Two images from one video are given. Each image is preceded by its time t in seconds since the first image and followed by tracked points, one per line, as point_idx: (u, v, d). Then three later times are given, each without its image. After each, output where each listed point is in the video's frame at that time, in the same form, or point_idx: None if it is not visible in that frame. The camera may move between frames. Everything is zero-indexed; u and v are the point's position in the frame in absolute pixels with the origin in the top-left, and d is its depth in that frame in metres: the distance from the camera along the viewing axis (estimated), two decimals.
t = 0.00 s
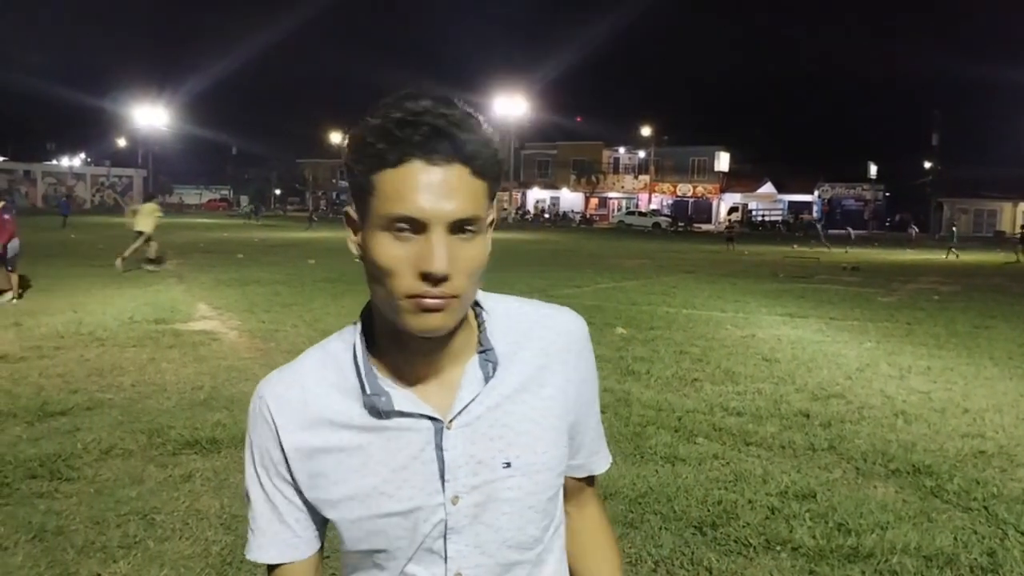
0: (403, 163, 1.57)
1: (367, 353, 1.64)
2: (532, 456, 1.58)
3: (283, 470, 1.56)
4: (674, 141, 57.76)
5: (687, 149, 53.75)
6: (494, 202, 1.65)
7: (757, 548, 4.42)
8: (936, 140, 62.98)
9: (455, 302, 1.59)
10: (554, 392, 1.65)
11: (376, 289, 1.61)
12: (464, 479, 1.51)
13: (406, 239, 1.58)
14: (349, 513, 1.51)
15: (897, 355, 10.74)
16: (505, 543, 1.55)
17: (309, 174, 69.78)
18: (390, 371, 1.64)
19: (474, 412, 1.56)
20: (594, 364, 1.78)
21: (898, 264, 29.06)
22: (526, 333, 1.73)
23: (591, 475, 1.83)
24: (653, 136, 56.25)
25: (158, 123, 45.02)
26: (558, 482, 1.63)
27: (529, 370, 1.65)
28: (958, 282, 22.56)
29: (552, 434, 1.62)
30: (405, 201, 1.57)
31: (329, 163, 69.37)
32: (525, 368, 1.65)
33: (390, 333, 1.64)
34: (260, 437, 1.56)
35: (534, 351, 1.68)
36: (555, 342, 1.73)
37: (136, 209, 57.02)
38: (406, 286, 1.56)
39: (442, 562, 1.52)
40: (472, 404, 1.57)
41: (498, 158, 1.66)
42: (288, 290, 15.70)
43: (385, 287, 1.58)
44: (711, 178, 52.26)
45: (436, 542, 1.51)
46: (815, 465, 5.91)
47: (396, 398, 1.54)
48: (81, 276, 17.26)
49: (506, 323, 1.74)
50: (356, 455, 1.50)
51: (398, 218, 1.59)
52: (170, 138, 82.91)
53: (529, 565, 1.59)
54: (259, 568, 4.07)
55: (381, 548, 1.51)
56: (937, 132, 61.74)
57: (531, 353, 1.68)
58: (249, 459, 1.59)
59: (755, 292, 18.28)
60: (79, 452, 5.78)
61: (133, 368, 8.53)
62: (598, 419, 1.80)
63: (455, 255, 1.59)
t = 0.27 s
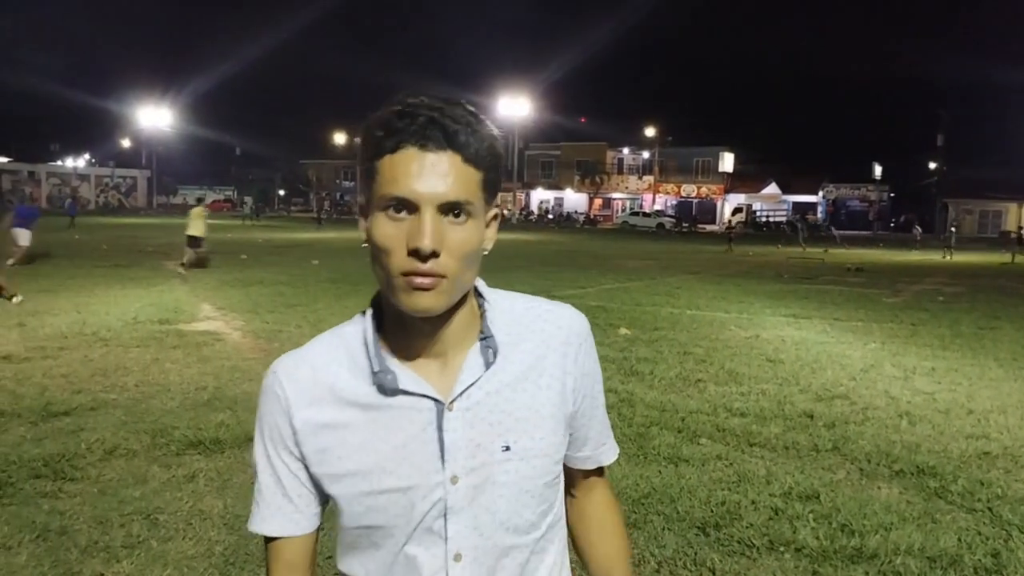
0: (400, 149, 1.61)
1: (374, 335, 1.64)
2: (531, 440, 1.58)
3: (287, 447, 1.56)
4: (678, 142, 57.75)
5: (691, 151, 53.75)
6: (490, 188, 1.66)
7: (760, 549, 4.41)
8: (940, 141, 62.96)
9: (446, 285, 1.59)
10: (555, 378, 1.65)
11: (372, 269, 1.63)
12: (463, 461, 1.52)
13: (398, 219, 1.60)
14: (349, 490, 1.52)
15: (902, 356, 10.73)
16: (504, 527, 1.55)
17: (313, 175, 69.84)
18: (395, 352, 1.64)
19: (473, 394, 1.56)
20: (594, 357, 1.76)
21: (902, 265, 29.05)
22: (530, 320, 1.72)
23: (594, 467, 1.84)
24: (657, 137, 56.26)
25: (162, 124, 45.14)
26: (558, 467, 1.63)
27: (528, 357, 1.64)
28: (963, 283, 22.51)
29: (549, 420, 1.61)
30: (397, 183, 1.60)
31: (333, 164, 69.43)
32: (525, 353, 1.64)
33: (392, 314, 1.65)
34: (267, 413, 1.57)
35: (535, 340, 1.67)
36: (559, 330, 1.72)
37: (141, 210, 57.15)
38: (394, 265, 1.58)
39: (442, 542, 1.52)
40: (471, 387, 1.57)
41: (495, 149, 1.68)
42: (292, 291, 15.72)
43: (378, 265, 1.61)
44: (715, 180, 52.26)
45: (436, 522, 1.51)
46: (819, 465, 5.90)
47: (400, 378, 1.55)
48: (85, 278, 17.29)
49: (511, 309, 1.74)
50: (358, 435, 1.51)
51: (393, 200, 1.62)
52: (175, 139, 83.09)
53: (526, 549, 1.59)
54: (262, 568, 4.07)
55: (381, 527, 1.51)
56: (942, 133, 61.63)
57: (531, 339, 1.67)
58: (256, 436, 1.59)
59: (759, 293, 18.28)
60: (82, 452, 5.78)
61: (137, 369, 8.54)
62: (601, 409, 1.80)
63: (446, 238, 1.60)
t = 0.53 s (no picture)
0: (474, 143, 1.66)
1: (425, 319, 1.65)
2: (564, 428, 1.63)
3: (335, 419, 1.55)
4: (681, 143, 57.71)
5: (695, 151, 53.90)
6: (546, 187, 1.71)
7: (764, 549, 4.41)
8: (945, 141, 62.81)
9: (505, 272, 1.62)
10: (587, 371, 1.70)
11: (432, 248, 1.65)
12: (509, 442, 1.55)
13: (467, 203, 1.63)
14: (397, 464, 1.52)
15: (906, 357, 10.71)
16: (539, 508, 1.58)
17: (317, 175, 69.91)
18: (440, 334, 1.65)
19: (519, 381, 1.60)
20: (615, 356, 1.82)
21: (907, 265, 28.97)
22: (559, 316, 1.77)
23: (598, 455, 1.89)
24: (661, 138, 56.25)
25: (166, 125, 45.23)
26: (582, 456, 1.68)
27: (566, 350, 1.69)
28: (967, 284, 22.47)
29: (580, 411, 1.66)
30: (472, 167, 1.64)
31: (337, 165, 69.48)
32: (563, 345, 1.70)
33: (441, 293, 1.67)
34: (316, 383, 1.57)
35: (568, 334, 1.73)
36: (585, 325, 1.78)
37: (145, 211, 57.28)
38: (462, 243, 1.60)
39: (486, 520, 1.53)
40: (518, 374, 1.61)
41: (550, 153, 1.73)
42: (296, 291, 15.75)
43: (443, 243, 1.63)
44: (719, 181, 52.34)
45: (480, 500, 1.52)
46: (823, 465, 5.90)
47: (450, 360, 1.58)
48: (89, 279, 17.34)
49: (542, 301, 1.79)
50: (411, 411, 1.51)
51: (462, 185, 1.65)
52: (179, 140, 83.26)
53: (556, 531, 1.62)
54: (265, 568, 4.08)
55: (425, 504, 1.51)
56: (946, 133, 61.51)
57: (565, 331, 1.73)
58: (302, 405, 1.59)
59: (763, 294, 18.25)
60: (86, 452, 5.80)
61: (141, 369, 8.56)
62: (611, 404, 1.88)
63: (511, 228, 1.64)
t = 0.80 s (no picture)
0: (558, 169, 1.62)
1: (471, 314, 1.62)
2: (582, 410, 1.67)
3: (379, 399, 1.53)
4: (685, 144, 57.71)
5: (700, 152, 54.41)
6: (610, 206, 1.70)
7: (766, 549, 4.41)
8: (949, 142, 62.72)
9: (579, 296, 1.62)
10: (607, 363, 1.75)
11: (513, 263, 1.60)
12: (540, 429, 1.57)
13: (561, 229, 1.60)
14: (435, 446, 1.52)
15: (909, 358, 10.71)
16: (558, 487, 1.62)
17: (320, 176, 70.04)
18: (490, 326, 1.62)
19: (554, 373, 1.62)
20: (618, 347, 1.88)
21: (911, 266, 28.95)
22: (579, 308, 1.81)
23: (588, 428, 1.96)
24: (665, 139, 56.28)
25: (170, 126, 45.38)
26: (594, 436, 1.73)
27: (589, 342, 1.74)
28: (970, 285, 22.50)
29: (595, 396, 1.71)
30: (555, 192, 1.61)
31: (341, 166, 69.62)
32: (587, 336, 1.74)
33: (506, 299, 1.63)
34: (361, 364, 1.54)
35: (587, 324, 1.78)
36: (599, 318, 1.83)
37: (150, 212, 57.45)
38: (552, 271, 1.57)
39: (513, 498, 1.56)
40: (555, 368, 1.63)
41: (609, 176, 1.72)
42: (299, 292, 15.78)
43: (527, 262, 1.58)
44: (723, 181, 52.77)
45: (512, 480, 1.55)
46: (825, 466, 5.90)
47: (497, 355, 1.56)
48: (94, 280, 17.39)
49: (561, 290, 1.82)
50: (460, 396, 1.51)
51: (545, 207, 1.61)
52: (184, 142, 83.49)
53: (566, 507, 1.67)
54: (269, 568, 4.09)
55: (460, 483, 1.53)
56: (950, 135, 61.51)
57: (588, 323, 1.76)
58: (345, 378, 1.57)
59: (766, 295, 18.26)
60: (90, 452, 5.81)
61: (144, 370, 8.58)
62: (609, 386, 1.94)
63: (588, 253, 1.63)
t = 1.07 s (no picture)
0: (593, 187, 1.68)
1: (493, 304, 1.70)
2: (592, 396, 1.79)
3: (406, 387, 1.62)
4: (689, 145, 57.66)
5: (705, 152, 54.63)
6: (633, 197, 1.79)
7: (768, 549, 4.41)
8: (954, 143, 62.54)
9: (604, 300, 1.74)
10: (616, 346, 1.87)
11: (550, 280, 1.70)
12: (557, 413, 1.68)
13: (599, 253, 1.69)
14: (459, 429, 1.63)
15: (913, 358, 10.69)
16: (571, 468, 1.74)
17: (324, 177, 70.05)
18: (515, 321, 1.72)
19: (570, 361, 1.73)
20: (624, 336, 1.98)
21: (916, 267, 28.84)
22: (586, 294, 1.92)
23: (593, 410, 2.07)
24: (668, 140, 56.25)
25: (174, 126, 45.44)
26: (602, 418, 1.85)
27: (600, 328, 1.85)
28: (975, 285, 22.43)
29: (604, 381, 1.83)
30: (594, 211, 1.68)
31: (344, 166, 69.59)
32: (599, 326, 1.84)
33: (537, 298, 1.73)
34: (383, 352, 1.63)
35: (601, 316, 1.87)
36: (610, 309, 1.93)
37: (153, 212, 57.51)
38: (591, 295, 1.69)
39: (532, 478, 1.68)
40: (573, 357, 1.73)
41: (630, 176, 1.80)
42: (302, 292, 15.78)
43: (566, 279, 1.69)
44: (728, 181, 53.06)
45: (531, 462, 1.67)
46: (828, 466, 5.90)
47: (521, 341, 1.67)
48: (98, 280, 17.41)
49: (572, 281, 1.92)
50: (489, 385, 1.62)
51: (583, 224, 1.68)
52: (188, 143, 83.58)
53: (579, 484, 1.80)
54: (270, 567, 4.09)
55: (484, 464, 1.64)
56: (955, 135, 61.38)
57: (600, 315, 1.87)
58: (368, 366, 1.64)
59: (770, 295, 18.23)
60: (93, 451, 5.82)
61: (148, 369, 8.59)
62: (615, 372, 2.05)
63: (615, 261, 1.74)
